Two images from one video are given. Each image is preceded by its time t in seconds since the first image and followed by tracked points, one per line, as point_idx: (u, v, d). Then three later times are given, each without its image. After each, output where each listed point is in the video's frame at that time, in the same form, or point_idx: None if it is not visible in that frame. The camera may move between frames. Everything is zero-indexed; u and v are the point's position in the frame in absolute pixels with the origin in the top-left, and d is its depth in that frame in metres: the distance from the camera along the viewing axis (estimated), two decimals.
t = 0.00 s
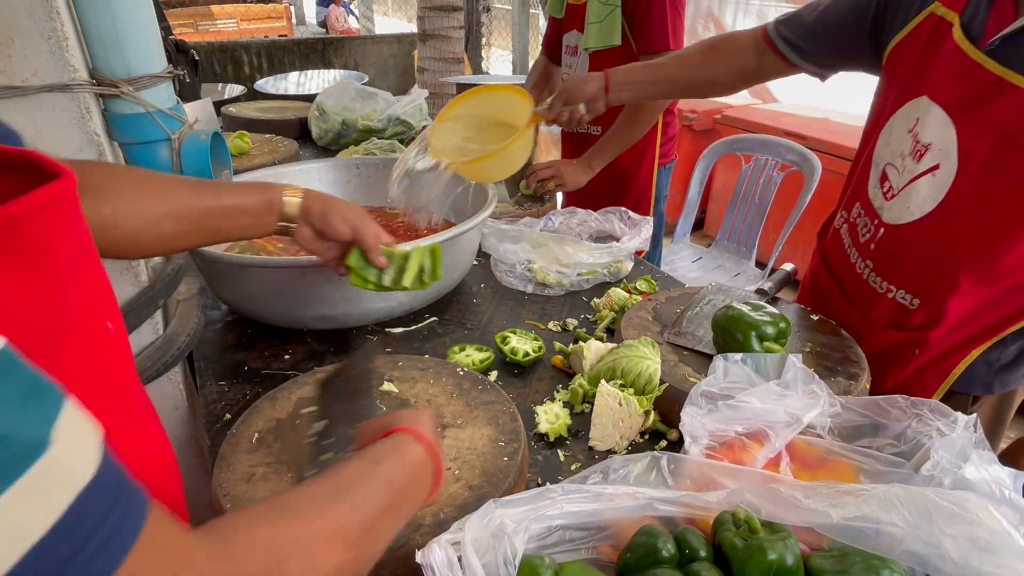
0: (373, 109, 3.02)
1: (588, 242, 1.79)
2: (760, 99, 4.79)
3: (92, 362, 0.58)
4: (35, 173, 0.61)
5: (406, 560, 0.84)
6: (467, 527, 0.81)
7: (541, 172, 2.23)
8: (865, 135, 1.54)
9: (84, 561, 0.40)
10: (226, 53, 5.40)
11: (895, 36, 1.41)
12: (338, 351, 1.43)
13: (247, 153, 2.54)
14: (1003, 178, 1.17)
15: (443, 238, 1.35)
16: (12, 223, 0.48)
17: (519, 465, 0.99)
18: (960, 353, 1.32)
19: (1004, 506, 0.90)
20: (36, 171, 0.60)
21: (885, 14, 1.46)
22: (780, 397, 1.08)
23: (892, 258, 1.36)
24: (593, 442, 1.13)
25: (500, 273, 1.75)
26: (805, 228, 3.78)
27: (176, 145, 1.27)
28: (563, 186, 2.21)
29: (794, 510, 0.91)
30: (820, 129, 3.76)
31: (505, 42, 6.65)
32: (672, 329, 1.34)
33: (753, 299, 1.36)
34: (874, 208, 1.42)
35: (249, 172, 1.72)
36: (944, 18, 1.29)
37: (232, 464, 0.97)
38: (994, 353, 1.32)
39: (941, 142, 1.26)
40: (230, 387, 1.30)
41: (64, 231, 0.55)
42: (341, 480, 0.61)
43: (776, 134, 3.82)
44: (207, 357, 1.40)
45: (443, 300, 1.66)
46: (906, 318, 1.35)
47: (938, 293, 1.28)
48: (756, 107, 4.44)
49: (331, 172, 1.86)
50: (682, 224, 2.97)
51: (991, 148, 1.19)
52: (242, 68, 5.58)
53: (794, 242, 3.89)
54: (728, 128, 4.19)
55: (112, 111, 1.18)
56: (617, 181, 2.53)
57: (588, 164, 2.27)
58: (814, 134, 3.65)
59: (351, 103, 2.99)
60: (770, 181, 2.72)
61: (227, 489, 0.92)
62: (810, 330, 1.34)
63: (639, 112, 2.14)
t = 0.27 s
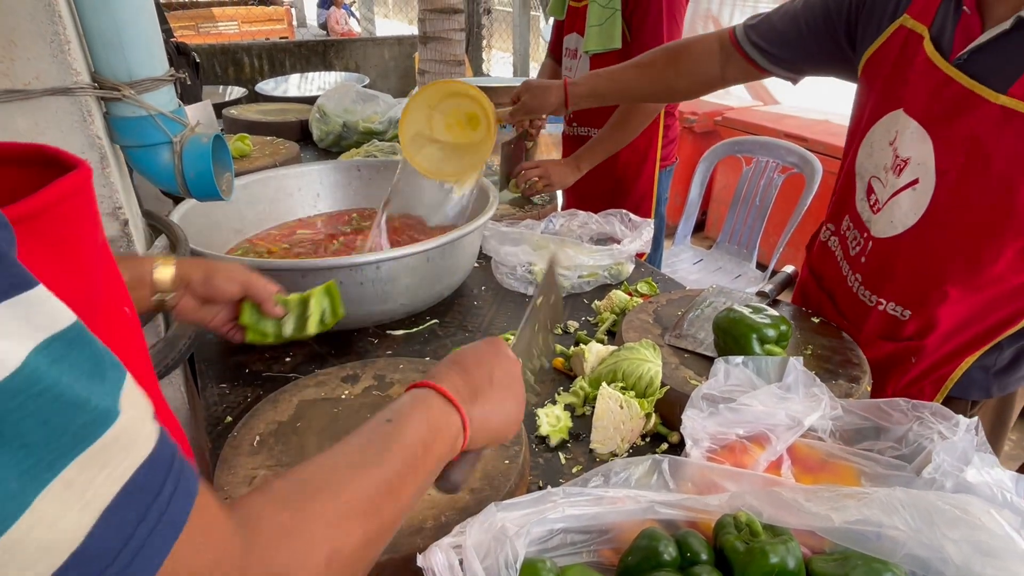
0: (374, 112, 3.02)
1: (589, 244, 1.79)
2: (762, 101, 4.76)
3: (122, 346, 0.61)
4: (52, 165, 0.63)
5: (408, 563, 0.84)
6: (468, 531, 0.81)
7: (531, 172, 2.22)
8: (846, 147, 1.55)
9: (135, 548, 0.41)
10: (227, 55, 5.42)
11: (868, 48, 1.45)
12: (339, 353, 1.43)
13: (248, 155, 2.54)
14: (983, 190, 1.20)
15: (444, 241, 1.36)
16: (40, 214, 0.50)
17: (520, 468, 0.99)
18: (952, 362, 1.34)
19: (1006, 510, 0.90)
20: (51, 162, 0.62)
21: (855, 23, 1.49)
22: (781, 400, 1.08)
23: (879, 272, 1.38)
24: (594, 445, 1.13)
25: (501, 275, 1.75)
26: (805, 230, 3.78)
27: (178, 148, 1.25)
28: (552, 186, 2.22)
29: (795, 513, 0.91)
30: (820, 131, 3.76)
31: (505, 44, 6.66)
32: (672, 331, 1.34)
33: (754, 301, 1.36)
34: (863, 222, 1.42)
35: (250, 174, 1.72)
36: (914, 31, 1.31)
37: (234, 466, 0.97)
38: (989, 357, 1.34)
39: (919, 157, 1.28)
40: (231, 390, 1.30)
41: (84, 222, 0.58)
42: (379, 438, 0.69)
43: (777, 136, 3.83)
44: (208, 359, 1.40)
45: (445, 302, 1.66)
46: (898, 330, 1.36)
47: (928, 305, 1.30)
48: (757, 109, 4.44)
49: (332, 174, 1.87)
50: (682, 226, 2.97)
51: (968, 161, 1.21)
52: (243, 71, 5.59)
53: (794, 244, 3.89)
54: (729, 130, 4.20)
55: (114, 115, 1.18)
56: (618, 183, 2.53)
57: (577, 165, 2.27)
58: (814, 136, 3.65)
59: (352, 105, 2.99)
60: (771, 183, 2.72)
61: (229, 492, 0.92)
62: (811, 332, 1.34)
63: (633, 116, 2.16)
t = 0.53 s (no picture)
0: (375, 113, 3.03)
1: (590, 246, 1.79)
2: (763, 102, 4.77)
3: (116, 343, 0.63)
4: (69, 169, 0.66)
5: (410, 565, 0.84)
6: (470, 533, 0.81)
7: (539, 173, 2.18)
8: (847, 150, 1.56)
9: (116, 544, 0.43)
10: (228, 57, 5.42)
11: (861, 50, 1.45)
12: (341, 355, 1.43)
13: (250, 157, 2.55)
14: (967, 195, 1.20)
15: (445, 247, 1.36)
16: (50, 215, 0.53)
17: (521, 470, 0.99)
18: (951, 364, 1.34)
19: (1008, 512, 0.89)
20: (65, 164, 0.65)
21: (849, 24, 1.50)
22: (783, 402, 1.08)
23: (873, 275, 1.39)
24: (595, 447, 1.13)
25: (502, 277, 1.75)
26: (806, 232, 3.77)
27: (179, 150, 1.26)
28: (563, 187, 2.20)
29: (796, 515, 0.91)
30: (821, 132, 3.76)
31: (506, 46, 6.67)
32: (673, 333, 1.34)
33: (755, 303, 1.36)
34: (860, 224, 1.44)
35: (250, 176, 1.72)
36: (903, 36, 1.33)
37: (235, 469, 0.97)
38: (987, 360, 1.32)
39: (909, 161, 1.29)
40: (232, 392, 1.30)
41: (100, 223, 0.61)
42: (355, 509, 0.74)
43: (777, 137, 3.83)
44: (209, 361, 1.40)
45: (445, 304, 1.66)
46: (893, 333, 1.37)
47: (921, 307, 1.30)
48: (757, 110, 4.45)
49: (333, 176, 1.87)
50: (683, 228, 2.97)
51: (952, 165, 1.22)
52: (245, 73, 5.59)
53: (796, 245, 3.89)
54: (729, 132, 4.20)
55: (115, 117, 1.18)
56: (619, 184, 2.54)
57: (587, 165, 2.26)
58: (815, 137, 3.65)
59: (353, 107, 2.99)
60: (772, 185, 2.72)
61: (231, 494, 0.92)
62: (812, 334, 1.34)
63: (636, 117, 2.16)
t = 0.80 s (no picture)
0: (375, 115, 3.03)
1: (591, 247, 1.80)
2: (763, 104, 4.78)
3: (111, 354, 0.61)
4: (64, 176, 0.63)
5: (410, 567, 0.84)
6: (470, 534, 0.81)
7: (544, 175, 2.20)
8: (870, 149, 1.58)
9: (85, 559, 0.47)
10: (229, 58, 5.43)
11: (887, 45, 1.47)
12: (341, 357, 1.43)
13: (250, 158, 2.55)
14: (953, 187, 1.24)
15: (445, 246, 1.36)
16: (43, 223, 0.52)
17: (521, 472, 0.99)
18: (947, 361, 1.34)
19: (1008, 514, 0.89)
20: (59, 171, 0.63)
21: (877, 21, 1.51)
22: (782, 404, 1.08)
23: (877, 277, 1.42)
24: (595, 448, 1.14)
25: (503, 278, 1.75)
26: (806, 233, 3.78)
27: (180, 151, 1.26)
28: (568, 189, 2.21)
29: (796, 516, 0.91)
30: (821, 133, 3.77)
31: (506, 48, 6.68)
32: (673, 334, 1.34)
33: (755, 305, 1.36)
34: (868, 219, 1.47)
35: (251, 179, 1.72)
36: (919, 34, 1.36)
37: (236, 470, 0.97)
38: (983, 361, 1.31)
39: (907, 156, 1.33)
40: (233, 393, 1.30)
41: (92, 231, 0.59)
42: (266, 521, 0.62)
43: (777, 138, 3.83)
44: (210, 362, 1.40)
45: (446, 305, 1.66)
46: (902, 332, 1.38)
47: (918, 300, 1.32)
48: (757, 111, 4.45)
49: (334, 178, 1.87)
50: (683, 229, 2.97)
51: (942, 160, 1.25)
52: (245, 74, 5.60)
53: (796, 247, 3.89)
54: (729, 133, 4.21)
55: (116, 119, 1.18)
56: (620, 186, 2.54)
57: (591, 167, 2.28)
58: (815, 139, 3.66)
59: (354, 109, 3.00)
60: (772, 186, 2.72)
61: (231, 495, 0.92)
62: (811, 336, 1.34)
63: (641, 117, 2.17)
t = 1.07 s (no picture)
0: (376, 117, 3.04)
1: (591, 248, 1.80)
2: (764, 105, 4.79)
3: (81, 387, 0.55)
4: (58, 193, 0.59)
5: (410, 567, 0.84)
6: (470, 534, 0.82)
7: (545, 177, 2.20)
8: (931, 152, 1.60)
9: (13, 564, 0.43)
10: (230, 60, 5.43)
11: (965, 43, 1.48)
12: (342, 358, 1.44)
13: (251, 160, 2.56)
14: (961, 170, 1.29)
15: (445, 246, 1.36)
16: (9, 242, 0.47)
17: (521, 472, 1.00)
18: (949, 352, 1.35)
19: (1007, 514, 0.89)
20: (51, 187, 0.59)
21: (969, 20, 1.49)
22: (781, 404, 1.08)
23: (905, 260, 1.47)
24: (595, 449, 1.14)
25: (503, 279, 1.76)
26: (807, 234, 3.78)
27: (180, 153, 1.26)
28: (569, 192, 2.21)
29: (795, 517, 0.92)
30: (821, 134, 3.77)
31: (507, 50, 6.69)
32: (673, 335, 1.35)
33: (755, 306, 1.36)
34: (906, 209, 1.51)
35: (251, 180, 1.73)
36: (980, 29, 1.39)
37: (237, 471, 0.97)
38: (982, 354, 1.30)
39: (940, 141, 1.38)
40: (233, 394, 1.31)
41: (80, 253, 0.55)
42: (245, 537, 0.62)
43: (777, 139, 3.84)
44: (211, 363, 1.40)
45: (446, 306, 1.67)
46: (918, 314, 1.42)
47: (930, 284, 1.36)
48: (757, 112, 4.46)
49: (334, 179, 1.88)
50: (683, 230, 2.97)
51: (961, 144, 1.30)
52: (246, 76, 5.61)
53: (796, 248, 3.89)
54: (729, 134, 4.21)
55: (118, 121, 1.19)
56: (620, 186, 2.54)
57: (592, 170, 2.27)
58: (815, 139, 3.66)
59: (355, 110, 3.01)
60: (772, 186, 2.72)
61: (232, 496, 0.92)
62: (811, 336, 1.35)
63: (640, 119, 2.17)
